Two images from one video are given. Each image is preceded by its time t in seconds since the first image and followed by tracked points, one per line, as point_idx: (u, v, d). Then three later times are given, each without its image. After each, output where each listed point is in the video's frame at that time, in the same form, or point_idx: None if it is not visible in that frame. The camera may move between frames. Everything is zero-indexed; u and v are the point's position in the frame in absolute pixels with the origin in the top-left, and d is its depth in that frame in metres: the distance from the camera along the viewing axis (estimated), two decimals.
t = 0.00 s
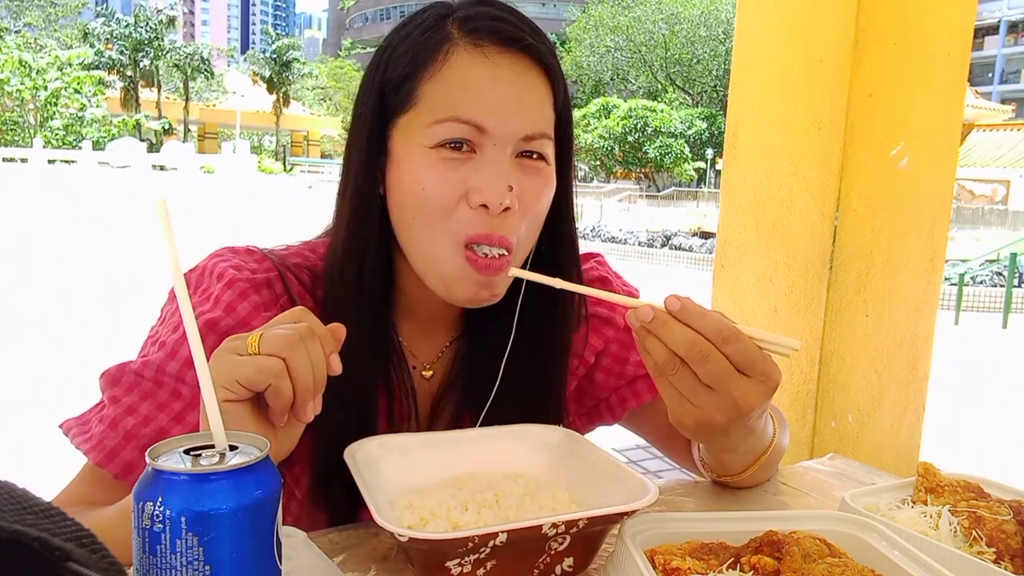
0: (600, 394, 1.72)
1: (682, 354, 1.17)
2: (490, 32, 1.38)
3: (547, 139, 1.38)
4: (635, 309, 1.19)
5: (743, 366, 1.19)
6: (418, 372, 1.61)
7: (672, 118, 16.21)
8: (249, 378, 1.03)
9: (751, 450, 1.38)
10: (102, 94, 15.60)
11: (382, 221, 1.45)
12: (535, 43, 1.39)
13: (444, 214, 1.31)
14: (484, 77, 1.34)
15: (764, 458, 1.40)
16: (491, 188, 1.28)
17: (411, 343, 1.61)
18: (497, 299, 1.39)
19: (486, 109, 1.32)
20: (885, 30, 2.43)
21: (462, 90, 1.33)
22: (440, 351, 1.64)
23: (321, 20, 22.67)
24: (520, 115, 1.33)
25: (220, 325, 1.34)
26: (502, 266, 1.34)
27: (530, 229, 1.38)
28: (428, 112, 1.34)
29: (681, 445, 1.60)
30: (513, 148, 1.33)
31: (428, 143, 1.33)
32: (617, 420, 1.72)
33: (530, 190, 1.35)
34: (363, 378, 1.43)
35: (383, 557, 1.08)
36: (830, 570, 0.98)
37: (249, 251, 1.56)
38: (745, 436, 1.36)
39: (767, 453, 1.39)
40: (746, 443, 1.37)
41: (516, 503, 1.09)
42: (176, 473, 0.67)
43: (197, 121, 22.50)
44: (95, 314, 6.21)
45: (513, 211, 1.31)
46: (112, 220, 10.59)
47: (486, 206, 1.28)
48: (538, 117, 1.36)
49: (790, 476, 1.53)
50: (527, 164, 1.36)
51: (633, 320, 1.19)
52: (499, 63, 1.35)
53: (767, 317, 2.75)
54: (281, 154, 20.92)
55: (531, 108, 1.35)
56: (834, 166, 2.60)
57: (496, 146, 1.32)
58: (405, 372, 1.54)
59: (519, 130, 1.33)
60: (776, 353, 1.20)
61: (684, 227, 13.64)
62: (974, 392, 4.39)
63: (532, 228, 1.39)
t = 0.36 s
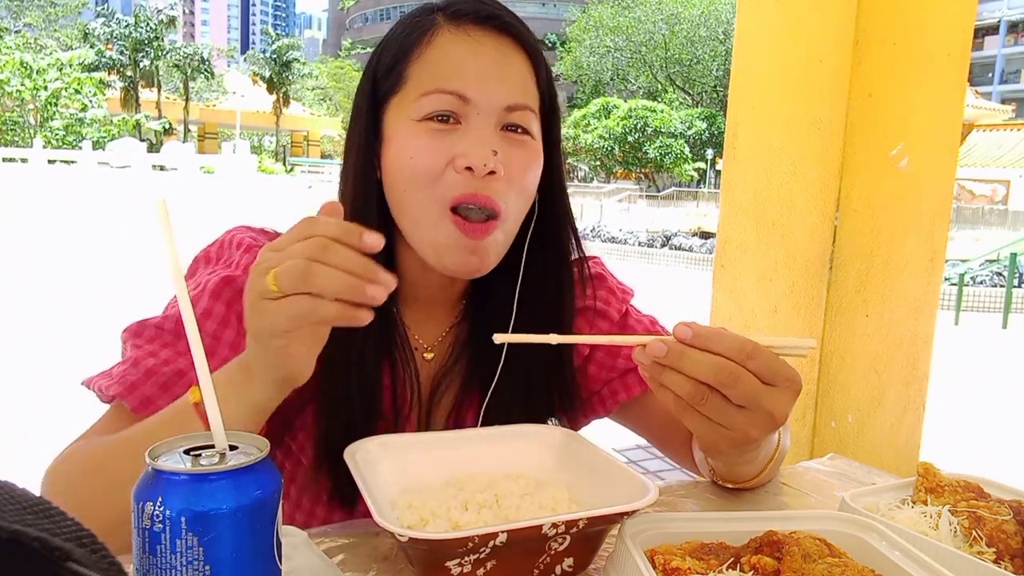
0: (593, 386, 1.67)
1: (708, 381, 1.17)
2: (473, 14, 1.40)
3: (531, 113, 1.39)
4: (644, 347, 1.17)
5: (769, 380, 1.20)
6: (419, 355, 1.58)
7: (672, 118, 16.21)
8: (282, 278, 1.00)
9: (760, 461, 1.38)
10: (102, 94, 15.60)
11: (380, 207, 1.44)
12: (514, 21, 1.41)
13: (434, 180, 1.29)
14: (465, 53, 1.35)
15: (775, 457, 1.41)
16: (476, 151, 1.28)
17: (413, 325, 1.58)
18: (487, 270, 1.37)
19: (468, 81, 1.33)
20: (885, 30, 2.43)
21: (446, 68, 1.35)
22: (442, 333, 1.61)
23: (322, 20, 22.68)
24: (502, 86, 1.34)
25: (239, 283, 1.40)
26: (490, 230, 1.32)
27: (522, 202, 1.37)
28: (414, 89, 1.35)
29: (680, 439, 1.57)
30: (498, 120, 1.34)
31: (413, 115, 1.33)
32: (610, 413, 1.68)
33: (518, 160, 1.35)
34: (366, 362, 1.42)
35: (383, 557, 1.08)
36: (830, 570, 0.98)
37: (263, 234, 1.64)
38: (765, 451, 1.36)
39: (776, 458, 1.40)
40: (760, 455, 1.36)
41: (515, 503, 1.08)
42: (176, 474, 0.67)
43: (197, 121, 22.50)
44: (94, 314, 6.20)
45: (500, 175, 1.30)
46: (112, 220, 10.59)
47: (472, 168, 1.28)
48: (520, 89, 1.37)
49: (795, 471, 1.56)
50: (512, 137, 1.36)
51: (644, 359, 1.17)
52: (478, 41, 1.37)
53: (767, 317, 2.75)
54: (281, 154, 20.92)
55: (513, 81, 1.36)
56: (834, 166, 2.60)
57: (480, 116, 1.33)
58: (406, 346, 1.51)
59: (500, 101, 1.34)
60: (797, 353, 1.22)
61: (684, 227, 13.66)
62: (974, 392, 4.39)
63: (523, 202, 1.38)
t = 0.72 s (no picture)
0: (584, 386, 1.65)
1: (695, 379, 1.17)
2: (395, 11, 1.35)
3: (472, 96, 1.34)
4: (630, 350, 1.16)
5: (752, 377, 1.21)
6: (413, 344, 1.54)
7: (672, 118, 16.22)
8: (468, 178, 1.13)
9: (754, 460, 1.38)
10: (102, 95, 15.57)
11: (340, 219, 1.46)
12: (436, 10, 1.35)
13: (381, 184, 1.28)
14: (390, 52, 1.31)
15: (770, 457, 1.41)
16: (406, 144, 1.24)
17: (405, 317, 1.55)
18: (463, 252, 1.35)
19: (396, 80, 1.29)
20: (884, 30, 2.43)
21: (375, 68, 1.31)
22: (433, 322, 1.56)
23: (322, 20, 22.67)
24: (430, 76, 1.30)
25: (271, 252, 1.44)
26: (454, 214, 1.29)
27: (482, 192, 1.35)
28: (350, 96, 1.33)
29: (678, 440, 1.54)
30: (434, 110, 1.30)
31: (353, 120, 1.32)
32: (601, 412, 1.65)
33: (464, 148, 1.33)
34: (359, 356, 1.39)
35: (383, 558, 1.08)
36: (831, 570, 0.98)
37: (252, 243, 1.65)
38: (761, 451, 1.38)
39: (767, 462, 1.39)
40: (760, 450, 1.38)
41: (515, 502, 1.08)
42: (176, 474, 0.67)
43: (197, 122, 22.51)
44: (93, 315, 6.18)
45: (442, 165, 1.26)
46: (113, 220, 10.59)
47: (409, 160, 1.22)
48: (453, 74, 1.32)
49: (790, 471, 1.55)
50: (454, 125, 1.32)
51: (627, 364, 1.16)
52: (402, 36, 1.32)
53: (767, 318, 2.75)
54: (282, 154, 20.91)
55: (440, 68, 1.31)
56: (834, 166, 2.60)
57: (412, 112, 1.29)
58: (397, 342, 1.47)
59: (432, 90, 1.30)
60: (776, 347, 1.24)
61: (684, 227, 13.67)
62: (974, 392, 4.40)
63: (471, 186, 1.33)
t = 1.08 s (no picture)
0: (579, 392, 1.65)
1: (692, 381, 1.18)
2: (361, 16, 1.34)
3: (445, 99, 1.33)
4: (625, 352, 1.17)
5: (754, 376, 1.21)
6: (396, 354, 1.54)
7: (672, 118, 16.21)
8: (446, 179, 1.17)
9: (751, 464, 1.38)
10: (102, 94, 15.56)
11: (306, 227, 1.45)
12: (403, 12, 1.35)
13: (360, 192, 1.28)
14: (357, 57, 1.29)
15: (768, 459, 1.41)
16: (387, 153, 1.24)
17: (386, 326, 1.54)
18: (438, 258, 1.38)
19: (369, 86, 1.28)
20: (883, 30, 2.43)
21: (348, 74, 1.29)
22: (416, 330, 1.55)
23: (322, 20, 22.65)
24: (407, 83, 1.29)
25: (245, 274, 1.43)
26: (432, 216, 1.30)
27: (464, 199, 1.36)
28: (321, 106, 1.31)
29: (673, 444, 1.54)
30: (412, 117, 1.30)
31: (326, 131, 1.29)
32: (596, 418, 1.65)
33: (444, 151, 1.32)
34: (335, 373, 1.39)
35: (382, 557, 1.08)
36: (831, 570, 0.98)
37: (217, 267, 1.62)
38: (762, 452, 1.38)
39: (762, 468, 1.39)
40: (763, 449, 1.38)
41: (515, 502, 1.08)
42: (176, 473, 0.67)
43: (197, 122, 22.49)
44: (93, 316, 6.16)
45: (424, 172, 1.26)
46: (113, 220, 10.57)
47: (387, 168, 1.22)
48: (427, 78, 1.31)
49: (790, 472, 1.55)
50: (431, 131, 1.31)
51: (626, 365, 1.17)
52: (373, 41, 1.31)
53: (766, 318, 2.75)
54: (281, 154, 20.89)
55: (415, 73, 1.30)
56: (834, 166, 2.60)
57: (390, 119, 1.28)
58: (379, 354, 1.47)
59: (410, 97, 1.29)
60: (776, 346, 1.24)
61: (684, 227, 13.67)
62: (975, 392, 4.39)
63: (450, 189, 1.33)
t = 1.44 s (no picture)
0: (577, 396, 1.65)
1: (692, 390, 1.18)
2: (387, 8, 1.36)
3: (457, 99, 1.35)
4: (624, 362, 1.17)
5: (755, 381, 1.22)
6: (387, 355, 1.54)
7: (672, 118, 16.23)
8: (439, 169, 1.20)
9: (751, 470, 1.38)
10: (102, 94, 15.59)
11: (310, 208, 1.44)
12: (425, 8, 1.37)
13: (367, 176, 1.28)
14: (382, 45, 1.31)
15: (768, 462, 1.41)
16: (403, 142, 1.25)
17: (376, 326, 1.53)
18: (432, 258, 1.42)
19: (391, 73, 1.29)
20: (883, 30, 2.43)
21: (370, 59, 1.30)
22: (407, 331, 1.56)
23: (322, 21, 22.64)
24: (427, 75, 1.30)
25: (232, 274, 1.42)
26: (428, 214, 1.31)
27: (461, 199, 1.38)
28: (336, 88, 1.30)
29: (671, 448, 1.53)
30: (427, 111, 1.30)
31: (340, 112, 1.29)
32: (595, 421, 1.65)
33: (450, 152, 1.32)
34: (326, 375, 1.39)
35: (382, 557, 1.08)
36: (830, 570, 0.98)
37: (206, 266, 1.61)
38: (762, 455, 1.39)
39: (761, 473, 1.40)
40: (763, 453, 1.39)
41: (515, 503, 1.08)
42: (176, 474, 0.67)
43: (197, 122, 22.51)
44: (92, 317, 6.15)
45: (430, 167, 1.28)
46: (113, 220, 10.57)
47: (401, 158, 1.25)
48: (443, 76, 1.33)
49: (791, 473, 1.55)
50: (442, 127, 1.32)
51: (624, 373, 1.17)
52: (395, 31, 1.32)
53: (766, 317, 2.74)
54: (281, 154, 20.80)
55: (434, 68, 1.32)
56: (834, 166, 2.60)
57: (408, 107, 1.29)
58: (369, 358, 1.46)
59: (427, 91, 1.30)
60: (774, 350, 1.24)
61: (684, 227, 13.67)
62: (975, 392, 4.39)
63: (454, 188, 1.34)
